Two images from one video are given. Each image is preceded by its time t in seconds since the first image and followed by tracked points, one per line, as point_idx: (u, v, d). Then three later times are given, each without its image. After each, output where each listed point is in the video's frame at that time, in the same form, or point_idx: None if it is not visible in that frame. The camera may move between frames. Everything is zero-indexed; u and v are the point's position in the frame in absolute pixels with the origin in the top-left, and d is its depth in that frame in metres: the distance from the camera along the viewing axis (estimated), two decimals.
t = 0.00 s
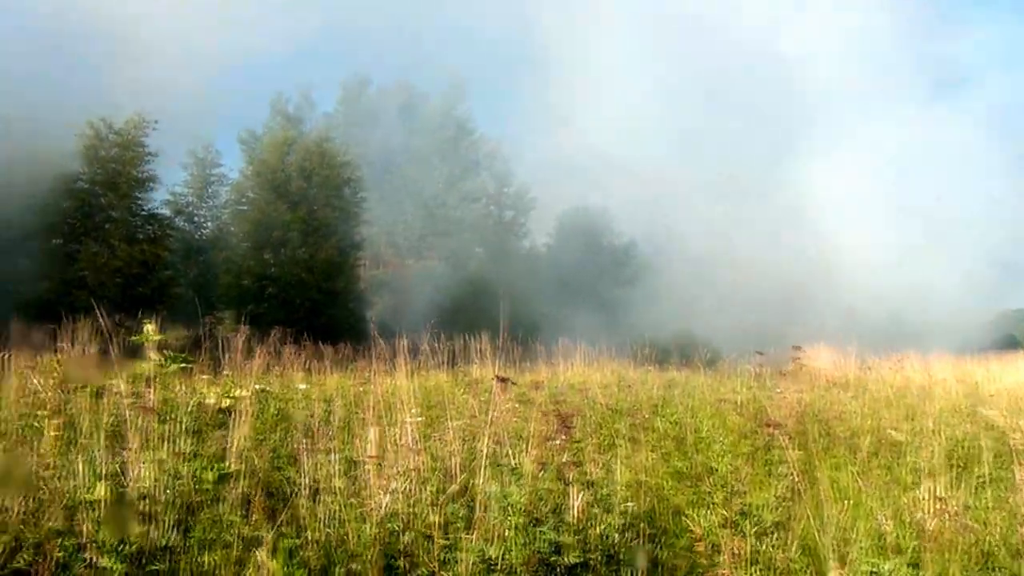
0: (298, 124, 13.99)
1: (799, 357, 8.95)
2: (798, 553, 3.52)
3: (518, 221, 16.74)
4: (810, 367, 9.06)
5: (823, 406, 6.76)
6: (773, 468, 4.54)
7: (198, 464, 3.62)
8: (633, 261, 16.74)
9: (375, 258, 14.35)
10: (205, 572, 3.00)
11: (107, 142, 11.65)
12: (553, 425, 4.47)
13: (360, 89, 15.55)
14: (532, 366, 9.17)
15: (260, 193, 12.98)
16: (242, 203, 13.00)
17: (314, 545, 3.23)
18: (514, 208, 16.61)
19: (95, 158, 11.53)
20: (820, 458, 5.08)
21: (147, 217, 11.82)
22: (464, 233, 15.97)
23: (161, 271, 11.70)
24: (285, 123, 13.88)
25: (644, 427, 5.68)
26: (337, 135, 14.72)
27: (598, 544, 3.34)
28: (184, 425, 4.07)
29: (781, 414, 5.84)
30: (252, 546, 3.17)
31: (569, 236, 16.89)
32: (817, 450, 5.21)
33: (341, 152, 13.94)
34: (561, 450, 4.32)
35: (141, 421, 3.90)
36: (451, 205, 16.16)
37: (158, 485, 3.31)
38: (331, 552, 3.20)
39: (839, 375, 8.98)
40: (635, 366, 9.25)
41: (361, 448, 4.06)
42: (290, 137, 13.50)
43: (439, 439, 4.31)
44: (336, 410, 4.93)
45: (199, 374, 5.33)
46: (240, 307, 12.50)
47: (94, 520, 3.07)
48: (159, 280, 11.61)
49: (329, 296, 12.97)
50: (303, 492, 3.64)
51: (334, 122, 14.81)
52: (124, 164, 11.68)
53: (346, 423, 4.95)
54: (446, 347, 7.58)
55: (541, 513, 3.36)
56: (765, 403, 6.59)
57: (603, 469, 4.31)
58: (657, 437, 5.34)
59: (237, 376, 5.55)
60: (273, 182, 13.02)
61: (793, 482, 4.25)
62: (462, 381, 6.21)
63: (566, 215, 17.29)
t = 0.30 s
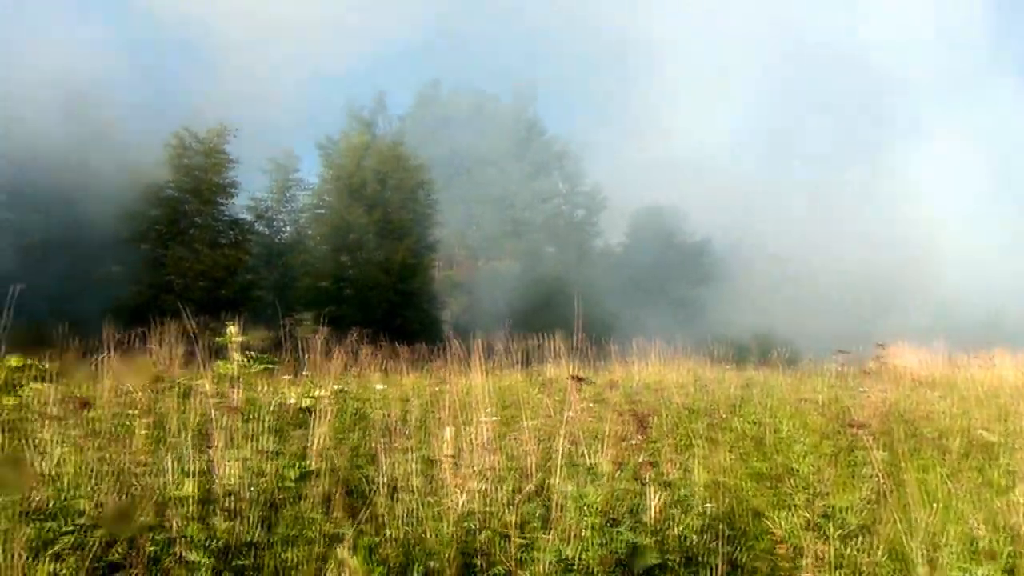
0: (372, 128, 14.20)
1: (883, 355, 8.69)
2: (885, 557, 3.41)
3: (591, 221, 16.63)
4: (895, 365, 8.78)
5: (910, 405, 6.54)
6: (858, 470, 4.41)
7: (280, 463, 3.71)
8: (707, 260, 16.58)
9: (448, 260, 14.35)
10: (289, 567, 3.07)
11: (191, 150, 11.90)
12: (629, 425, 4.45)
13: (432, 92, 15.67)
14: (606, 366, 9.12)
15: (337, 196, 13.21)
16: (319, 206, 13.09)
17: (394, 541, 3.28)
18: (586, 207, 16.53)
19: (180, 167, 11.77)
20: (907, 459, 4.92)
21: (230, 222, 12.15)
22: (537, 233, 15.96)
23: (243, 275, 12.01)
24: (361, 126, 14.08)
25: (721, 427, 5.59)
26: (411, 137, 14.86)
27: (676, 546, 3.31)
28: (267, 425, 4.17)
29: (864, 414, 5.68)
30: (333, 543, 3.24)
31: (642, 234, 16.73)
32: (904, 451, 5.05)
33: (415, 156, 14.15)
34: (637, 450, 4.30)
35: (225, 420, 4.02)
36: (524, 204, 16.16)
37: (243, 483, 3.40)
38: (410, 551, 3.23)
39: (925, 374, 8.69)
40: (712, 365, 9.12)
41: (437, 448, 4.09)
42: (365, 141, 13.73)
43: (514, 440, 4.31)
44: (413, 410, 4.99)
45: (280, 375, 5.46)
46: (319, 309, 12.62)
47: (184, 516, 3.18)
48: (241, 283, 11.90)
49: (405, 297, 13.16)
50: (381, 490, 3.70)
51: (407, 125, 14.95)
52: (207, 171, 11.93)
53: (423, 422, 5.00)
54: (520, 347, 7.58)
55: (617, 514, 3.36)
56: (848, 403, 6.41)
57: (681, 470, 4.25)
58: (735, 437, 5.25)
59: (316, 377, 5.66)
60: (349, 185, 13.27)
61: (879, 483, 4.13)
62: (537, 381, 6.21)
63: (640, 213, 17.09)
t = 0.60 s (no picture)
0: (450, 131, 14.37)
1: (983, 353, 8.30)
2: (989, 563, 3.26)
3: (671, 218, 16.39)
4: (994, 363, 8.40)
5: (1012, 405, 6.23)
6: (954, 472, 4.23)
7: (365, 462, 3.80)
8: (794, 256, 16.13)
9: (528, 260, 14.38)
10: (376, 562, 3.11)
11: (278, 157, 12.22)
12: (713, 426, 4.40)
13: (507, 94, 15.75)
14: (689, 365, 8.99)
15: (417, 198, 13.48)
16: (400, 208, 13.31)
17: (478, 540, 3.29)
18: (667, 203, 16.28)
19: (268, 173, 12.13)
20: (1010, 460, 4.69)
21: (314, 226, 12.44)
22: (615, 232, 15.84)
23: (325, 278, 12.16)
24: (440, 128, 14.25)
25: (809, 427, 5.45)
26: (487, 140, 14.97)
27: (765, 547, 3.26)
28: (353, 424, 4.27)
29: (961, 414, 5.45)
30: (417, 540, 3.28)
31: (725, 231, 16.40)
32: (1006, 452, 4.81)
33: (492, 158, 14.42)
34: (721, 452, 4.25)
35: (312, 420, 4.14)
36: (602, 204, 16.10)
37: (329, 481, 3.49)
38: (494, 549, 3.23)
39: None
40: (799, 364, 8.89)
41: (520, 447, 4.10)
42: (444, 145, 13.96)
43: (597, 439, 4.29)
44: (495, 410, 5.01)
45: (365, 375, 5.59)
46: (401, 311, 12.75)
47: (274, 512, 3.29)
48: (324, 286, 12.05)
49: (485, 298, 13.27)
50: (465, 489, 3.71)
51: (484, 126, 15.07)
52: (293, 176, 12.24)
53: (506, 422, 5.02)
54: (602, 346, 7.54)
55: (703, 515, 3.43)
56: (944, 403, 6.15)
57: (768, 471, 4.14)
58: (823, 437, 5.10)
59: (400, 376, 5.76)
60: (428, 187, 13.57)
61: (979, 487, 3.95)
62: (619, 381, 6.17)
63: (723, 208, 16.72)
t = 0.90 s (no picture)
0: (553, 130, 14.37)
1: None
2: None
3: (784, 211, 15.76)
4: None
5: None
6: None
7: (478, 461, 3.84)
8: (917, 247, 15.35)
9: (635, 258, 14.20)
10: (491, 560, 3.15)
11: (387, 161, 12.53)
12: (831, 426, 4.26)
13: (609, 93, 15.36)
14: (804, 364, 8.68)
15: (522, 200, 13.78)
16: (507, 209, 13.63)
17: (591, 539, 3.28)
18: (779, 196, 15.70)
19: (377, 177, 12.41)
20: None
21: (422, 228, 12.73)
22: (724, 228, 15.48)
23: (434, 279, 12.56)
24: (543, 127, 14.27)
25: (937, 427, 5.18)
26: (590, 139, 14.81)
27: (890, 551, 3.16)
28: (465, 423, 4.32)
29: None
30: (531, 539, 3.30)
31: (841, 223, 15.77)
32: None
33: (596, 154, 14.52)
34: (842, 453, 4.10)
35: (425, 421, 4.22)
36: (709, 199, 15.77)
37: (444, 479, 3.56)
38: (608, 549, 3.22)
39: None
40: (923, 362, 8.46)
41: (632, 446, 4.05)
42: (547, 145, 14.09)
43: (710, 439, 4.21)
44: (606, 410, 4.98)
45: (475, 374, 5.68)
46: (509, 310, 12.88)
47: (392, 510, 3.37)
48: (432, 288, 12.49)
49: (594, 296, 13.18)
50: (576, 488, 3.70)
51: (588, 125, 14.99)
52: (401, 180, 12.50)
53: (617, 421, 4.98)
54: (712, 344, 7.37)
55: (825, 517, 3.36)
56: None
57: (893, 474, 3.96)
58: (953, 438, 4.83)
59: (510, 376, 5.81)
60: (531, 187, 13.84)
61: None
62: (731, 380, 6.02)
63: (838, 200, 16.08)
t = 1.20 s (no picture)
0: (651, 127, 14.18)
1: None
2: None
3: (894, 203, 15.19)
4: None
5: None
6: None
7: (580, 461, 3.84)
8: None
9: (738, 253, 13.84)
10: (594, 561, 3.13)
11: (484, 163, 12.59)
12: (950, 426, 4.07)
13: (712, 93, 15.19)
14: (918, 362, 8.32)
15: (620, 198, 13.60)
16: (604, 208, 13.50)
17: (696, 542, 3.22)
18: (888, 188, 15.12)
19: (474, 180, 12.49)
20: None
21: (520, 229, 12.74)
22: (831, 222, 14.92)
23: (533, 279, 12.43)
24: (640, 123, 14.11)
25: None
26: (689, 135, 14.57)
27: (1018, 559, 3.00)
28: (567, 423, 4.32)
29: None
30: (635, 541, 3.27)
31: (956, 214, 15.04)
32: None
33: (695, 150, 14.21)
34: (962, 454, 3.91)
35: (527, 420, 4.24)
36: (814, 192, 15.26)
37: (546, 479, 3.57)
38: (714, 551, 3.16)
39: None
40: None
41: (738, 446, 3.97)
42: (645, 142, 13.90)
43: (819, 439, 4.09)
44: (709, 410, 4.89)
45: (575, 375, 5.65)
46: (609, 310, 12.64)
47: (495, 509, 3.40)
48: (531, 288, 12.32)
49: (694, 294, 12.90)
50: (680, 489, 3.64)
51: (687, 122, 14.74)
52: (499, 181, 12.55)
53: (722, 421, 4.89)
54: (819, 343, 7.15)
55: (945, 523, 3.22)
56: None
57: (1018, 477, 3.76)
58: None
59: (611, 376, 5.76)
60: (629, 186, 13.66)
61: None
62: (841, 379, 5.82)
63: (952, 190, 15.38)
